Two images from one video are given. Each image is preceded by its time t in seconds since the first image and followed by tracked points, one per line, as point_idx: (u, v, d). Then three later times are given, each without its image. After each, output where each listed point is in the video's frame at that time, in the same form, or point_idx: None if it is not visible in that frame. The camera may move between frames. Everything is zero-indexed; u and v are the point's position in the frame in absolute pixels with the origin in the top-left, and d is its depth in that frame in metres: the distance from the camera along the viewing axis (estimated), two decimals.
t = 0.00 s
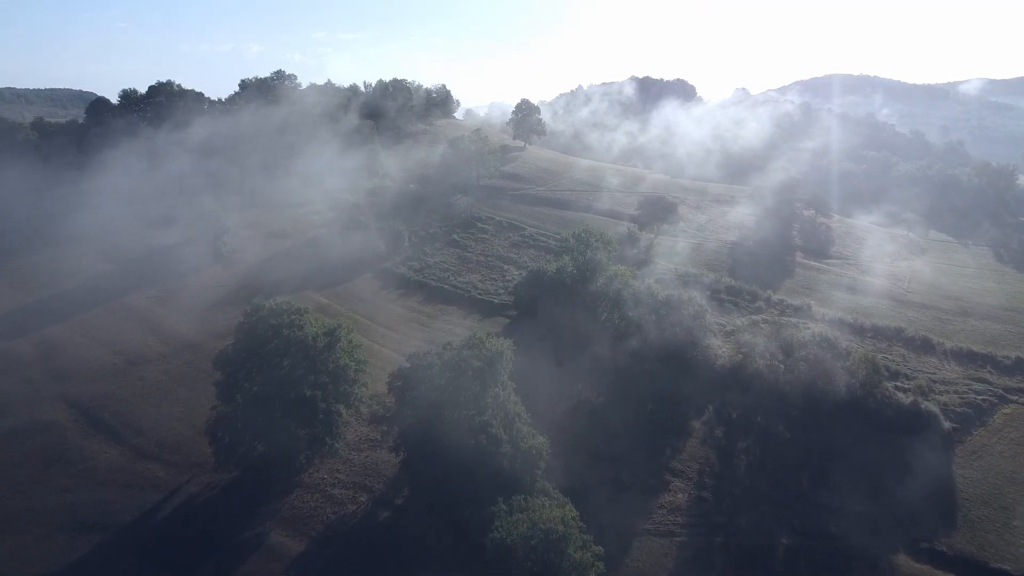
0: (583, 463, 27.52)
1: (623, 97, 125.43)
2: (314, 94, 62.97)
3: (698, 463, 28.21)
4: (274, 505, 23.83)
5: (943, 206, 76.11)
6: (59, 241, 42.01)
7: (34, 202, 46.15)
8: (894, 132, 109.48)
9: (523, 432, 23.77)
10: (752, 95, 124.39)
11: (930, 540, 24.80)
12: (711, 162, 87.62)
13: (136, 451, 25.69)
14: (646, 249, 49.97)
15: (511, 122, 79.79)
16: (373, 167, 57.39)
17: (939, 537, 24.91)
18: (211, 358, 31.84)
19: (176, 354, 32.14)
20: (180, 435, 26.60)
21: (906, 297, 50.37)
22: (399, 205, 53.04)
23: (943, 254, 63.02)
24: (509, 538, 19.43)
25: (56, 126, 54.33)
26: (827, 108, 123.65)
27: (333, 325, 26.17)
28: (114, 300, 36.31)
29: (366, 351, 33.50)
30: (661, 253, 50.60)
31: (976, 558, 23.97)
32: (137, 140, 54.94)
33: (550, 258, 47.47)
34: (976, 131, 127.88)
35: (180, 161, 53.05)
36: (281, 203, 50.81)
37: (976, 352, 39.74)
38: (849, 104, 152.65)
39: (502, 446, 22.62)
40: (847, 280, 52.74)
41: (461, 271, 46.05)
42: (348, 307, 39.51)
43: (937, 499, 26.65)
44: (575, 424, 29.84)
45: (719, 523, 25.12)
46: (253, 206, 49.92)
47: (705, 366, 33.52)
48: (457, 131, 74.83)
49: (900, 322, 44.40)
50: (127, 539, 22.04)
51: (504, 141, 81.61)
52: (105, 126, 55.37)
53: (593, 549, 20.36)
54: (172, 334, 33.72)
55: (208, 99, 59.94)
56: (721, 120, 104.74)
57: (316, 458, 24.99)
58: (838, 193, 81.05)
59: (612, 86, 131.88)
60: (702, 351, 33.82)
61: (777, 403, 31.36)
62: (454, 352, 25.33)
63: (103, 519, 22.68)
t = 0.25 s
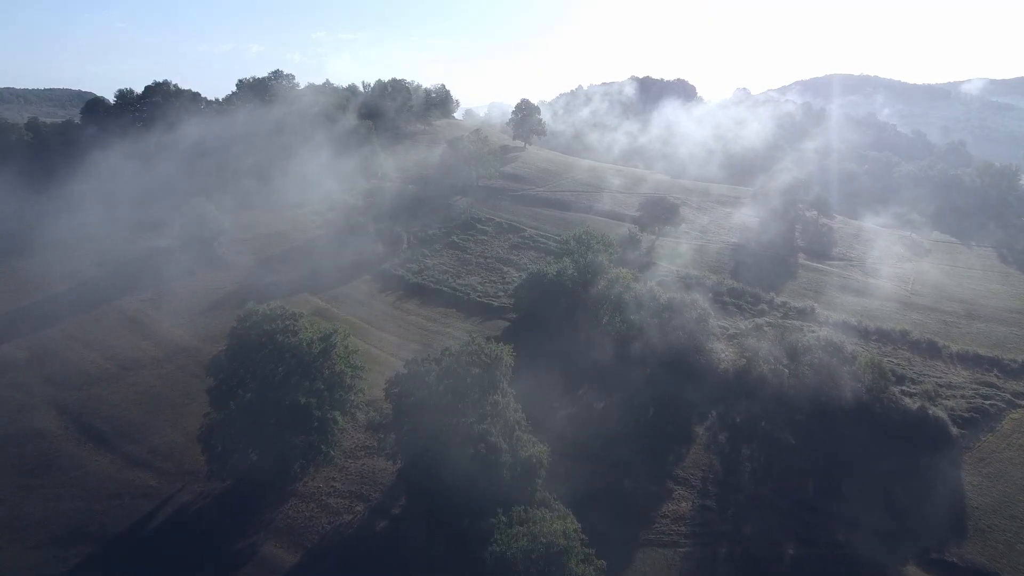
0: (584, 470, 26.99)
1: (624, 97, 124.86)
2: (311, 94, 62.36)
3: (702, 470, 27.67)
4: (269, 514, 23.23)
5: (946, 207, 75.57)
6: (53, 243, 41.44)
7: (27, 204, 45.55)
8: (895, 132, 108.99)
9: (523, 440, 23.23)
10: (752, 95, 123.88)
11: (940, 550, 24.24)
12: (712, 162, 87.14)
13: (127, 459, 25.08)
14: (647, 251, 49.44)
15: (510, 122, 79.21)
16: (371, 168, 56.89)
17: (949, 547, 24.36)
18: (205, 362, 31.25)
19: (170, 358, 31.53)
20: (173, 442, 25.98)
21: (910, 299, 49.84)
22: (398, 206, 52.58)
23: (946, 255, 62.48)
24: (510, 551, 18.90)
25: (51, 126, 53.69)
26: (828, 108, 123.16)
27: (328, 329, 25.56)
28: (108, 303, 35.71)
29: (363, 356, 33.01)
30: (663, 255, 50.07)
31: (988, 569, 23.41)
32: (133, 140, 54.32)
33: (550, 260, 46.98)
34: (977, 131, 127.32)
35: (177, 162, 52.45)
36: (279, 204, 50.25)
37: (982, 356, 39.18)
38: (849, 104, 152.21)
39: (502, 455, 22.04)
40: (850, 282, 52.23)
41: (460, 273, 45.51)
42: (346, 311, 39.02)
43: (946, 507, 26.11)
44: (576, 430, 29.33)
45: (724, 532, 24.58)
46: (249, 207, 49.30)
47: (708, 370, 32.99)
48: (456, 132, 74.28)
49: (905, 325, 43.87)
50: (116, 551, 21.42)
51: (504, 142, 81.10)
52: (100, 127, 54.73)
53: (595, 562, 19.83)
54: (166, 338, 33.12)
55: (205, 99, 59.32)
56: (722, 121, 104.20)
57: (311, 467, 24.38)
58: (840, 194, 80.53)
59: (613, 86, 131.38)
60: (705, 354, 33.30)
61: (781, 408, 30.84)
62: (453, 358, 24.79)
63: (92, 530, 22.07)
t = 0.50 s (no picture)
0: (585, 479, 26.37)
1: (624, 97, 124.24)
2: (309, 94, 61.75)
3: (706, 479, 27.06)
4: (261, 526, 22.52)
5: (949, 208, 74.94)
6: (45, 245, 40.79)
7: (20, 205, 44.86)
8: (897, 132, 108.39)
9: (523, 449, 22.63)
10: (753, 95, 123.32)
11: (952, 562, 23.62)
12: (713, 163, 86.57)
13: (116, 468, 24.42)
14: (647, 254, 48.91)
15: (510, 123, 78.62)
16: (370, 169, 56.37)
17: (961, 559, 23.73)
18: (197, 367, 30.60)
19: (163, 363, 30.90)
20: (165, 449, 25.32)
21: (915, 301, 49.21)
22: (396, 208, 52.01)
23: (950, 256, 61.85)
24: (510, 567, 18.28)
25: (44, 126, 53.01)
26: (829, 108, 122.57)
27: (323, 336, 24.91)
28: (100, 308, 35.09)
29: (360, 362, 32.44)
30: (664, 257, 49.48)
31: None
32: (128, 140, 53.66)
33: (550, 262, 46.41)
34: (979, 131, 126.66)
35: (172, 163, 51.81)
36: (275, 206, 49.66)
37: (990, 359, 38.53)
38: (850, 104, 151.59)
39: (501, 465, 21.40)
40: (854, 284, 51.61)
41: (459, 275, 44.92)
42: (343, 314, 38.41)
43: (955, 517, 25.51)
44: (577, 437, 28.74)
45: (729, 543, 23.97)
46: (246, 209, 48.70)
47: (710, 375, 32.44)
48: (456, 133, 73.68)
49: (910, 328, 43.26)
50: (103, 565, 20.72)
51: (503, 142, 80.51)
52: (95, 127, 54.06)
53: None
54: (159, 342, 32.48)
55: (201, 99, 58.69)
56: (723, 121, 103.58)
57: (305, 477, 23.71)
58: (842, 195, 79.94)
59: (612, 86, 130.78)
60: (707, 359, 32.72)
61: (786, 415, 30.25)
62: (451, 365, 24.21)
63: (78, 543, 21.38)
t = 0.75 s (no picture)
0: (586, 489, 25.78)
1: (625, 97, 123.58)
2: (306, 94, 61.16)
3: (710, 488, 26.44)
4: (253, 539, 21.75)
5: (953, 209, 74.29)
6: (36, 247, 40.11)
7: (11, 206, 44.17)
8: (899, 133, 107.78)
9: (523, 460, 21.93)
10: (754, 95, 122.79)
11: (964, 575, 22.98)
12: (714, 164, 85.99)
13: (104, 479, 23.77)
14: (648, 256, 48.29)
15: (510, 124, 78.00)
16: (368, 171, 55.84)
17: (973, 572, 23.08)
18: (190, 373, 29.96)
19: (154, 370, 30.23)
20: (155, 459, 24.62)
21: (919, 304, 48.57)
22: (395, 210, 51.42)
23: (954, 258, 61.22)
24: None
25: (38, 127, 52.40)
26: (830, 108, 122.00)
27: (317, 343, 24.20)
28: (92, 312, 34.44)
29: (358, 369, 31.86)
30: (665, 259, 48.87)
31: None
32: (122, 140, 52.98)
33: (551, 264, 45.82)
34: (981, 131, 126.04)
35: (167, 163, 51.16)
36: (272, 208, 49.04)
37: (998, 363, 37.85)
38: (851, 104, 151.00)
39: (501, 478, 20.64)
40: (858, 286, 50.98)
41: (458, 278, 44.28)
42: (339, 318, 37.81)
43: (966, 527, 24.85)
44: (578, 445, 28.18)
45: (734, 556, 23.38)
46: (242, 210, 47.99)
47: (713, 380, 31.85)
48: (454, 133, 73.08)
49: (915, 331, 42.62)
50: None
51: (503, 143, 79.93)
52: (89, 127, 53.38)
53: None
54: (152, 348, 31.74)
55: (196, 99, 58.07)
56: (724, 122, 102.96)
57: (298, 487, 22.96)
58: (844, 196, 79.36)
59: (613, 86, 130.24)
60: (710, 367, 32.19)
61: (792, 422, 29.67)
62: (449, 373, 23.55)
63: (63, 557, 20.72)
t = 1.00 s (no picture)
0: (587, 498, 25.23)
1: (625, 97, 122.99)
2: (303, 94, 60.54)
3: (715, 498, 25.87)
4: (244, 552, 21.01)
5: (955, 209, 73.72)
6: (28, 249, 39.50)
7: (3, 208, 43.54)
8: (900, 133, 107.25)
9: (523, 470, 21.22)
10: (755, 95, 122.29)
11: None
12: (715, 164, 85.49)
13: (93, 488, 23.17)
14: (650, 259, 47.70)
15: (509, 124, 77.39)
16: (365, 172, 55.29)
17: None
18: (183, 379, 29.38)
19: (147, 375, 29.63)
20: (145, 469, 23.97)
21: (924, 306, 47.99)
22: (393, 211, 50.85)
23: (957, 259, 60.67)
24: None
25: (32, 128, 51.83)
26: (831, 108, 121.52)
27: (309, 351, 23.73)
28: (84, 316, 33.84)
29: (355, 375, 31.31)
30: (667, 262, 48.31)
31: None
32: (116, 141, 52.35)
33: (551, 267, 45.24)
34: (983, 131, 125.61)
35: (162, 164, 50.48)
36: (268, 209, 48.43)
37: (1005, 368, 37.25)
38: (852, 104, 150.55)
39: (500, 489, 19.97)
40: (861, 288, 50.41)
41: (457, 281, 43.70)
42: (336, 322, 37.25)
43: (976, 538, 24.29)
44: (579, 453, 27.66)
45: (739, 568, 22.84)
46: (238, 212, 47.37)
47: (716, 385, 31.26)
48: (454, 133, 72.51)
49: (920, 334, 42.04)
50: None
51: (503, 143, 79.38)
52: (84, 128, 52.80)
53: None
54: (144, 353, 31.16)
55: (192, 99, 57.47)
56: (725, 122, 102.37)
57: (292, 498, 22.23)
58: (846, 197, 78.80)
59: (613, 86, 129.71)
60: (714, 370, 31.47)
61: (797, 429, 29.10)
62: (447, 380, 22.83)
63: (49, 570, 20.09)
